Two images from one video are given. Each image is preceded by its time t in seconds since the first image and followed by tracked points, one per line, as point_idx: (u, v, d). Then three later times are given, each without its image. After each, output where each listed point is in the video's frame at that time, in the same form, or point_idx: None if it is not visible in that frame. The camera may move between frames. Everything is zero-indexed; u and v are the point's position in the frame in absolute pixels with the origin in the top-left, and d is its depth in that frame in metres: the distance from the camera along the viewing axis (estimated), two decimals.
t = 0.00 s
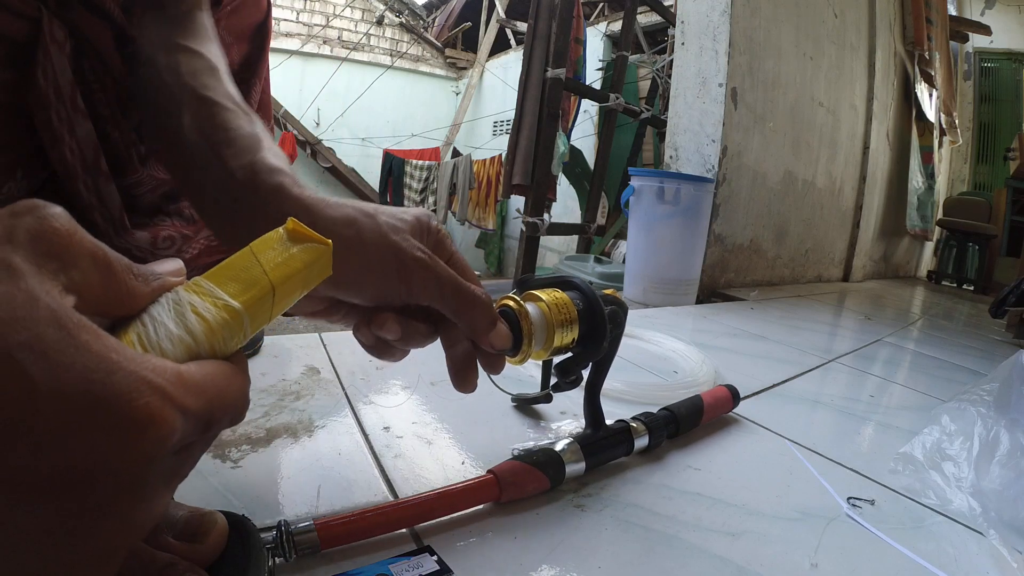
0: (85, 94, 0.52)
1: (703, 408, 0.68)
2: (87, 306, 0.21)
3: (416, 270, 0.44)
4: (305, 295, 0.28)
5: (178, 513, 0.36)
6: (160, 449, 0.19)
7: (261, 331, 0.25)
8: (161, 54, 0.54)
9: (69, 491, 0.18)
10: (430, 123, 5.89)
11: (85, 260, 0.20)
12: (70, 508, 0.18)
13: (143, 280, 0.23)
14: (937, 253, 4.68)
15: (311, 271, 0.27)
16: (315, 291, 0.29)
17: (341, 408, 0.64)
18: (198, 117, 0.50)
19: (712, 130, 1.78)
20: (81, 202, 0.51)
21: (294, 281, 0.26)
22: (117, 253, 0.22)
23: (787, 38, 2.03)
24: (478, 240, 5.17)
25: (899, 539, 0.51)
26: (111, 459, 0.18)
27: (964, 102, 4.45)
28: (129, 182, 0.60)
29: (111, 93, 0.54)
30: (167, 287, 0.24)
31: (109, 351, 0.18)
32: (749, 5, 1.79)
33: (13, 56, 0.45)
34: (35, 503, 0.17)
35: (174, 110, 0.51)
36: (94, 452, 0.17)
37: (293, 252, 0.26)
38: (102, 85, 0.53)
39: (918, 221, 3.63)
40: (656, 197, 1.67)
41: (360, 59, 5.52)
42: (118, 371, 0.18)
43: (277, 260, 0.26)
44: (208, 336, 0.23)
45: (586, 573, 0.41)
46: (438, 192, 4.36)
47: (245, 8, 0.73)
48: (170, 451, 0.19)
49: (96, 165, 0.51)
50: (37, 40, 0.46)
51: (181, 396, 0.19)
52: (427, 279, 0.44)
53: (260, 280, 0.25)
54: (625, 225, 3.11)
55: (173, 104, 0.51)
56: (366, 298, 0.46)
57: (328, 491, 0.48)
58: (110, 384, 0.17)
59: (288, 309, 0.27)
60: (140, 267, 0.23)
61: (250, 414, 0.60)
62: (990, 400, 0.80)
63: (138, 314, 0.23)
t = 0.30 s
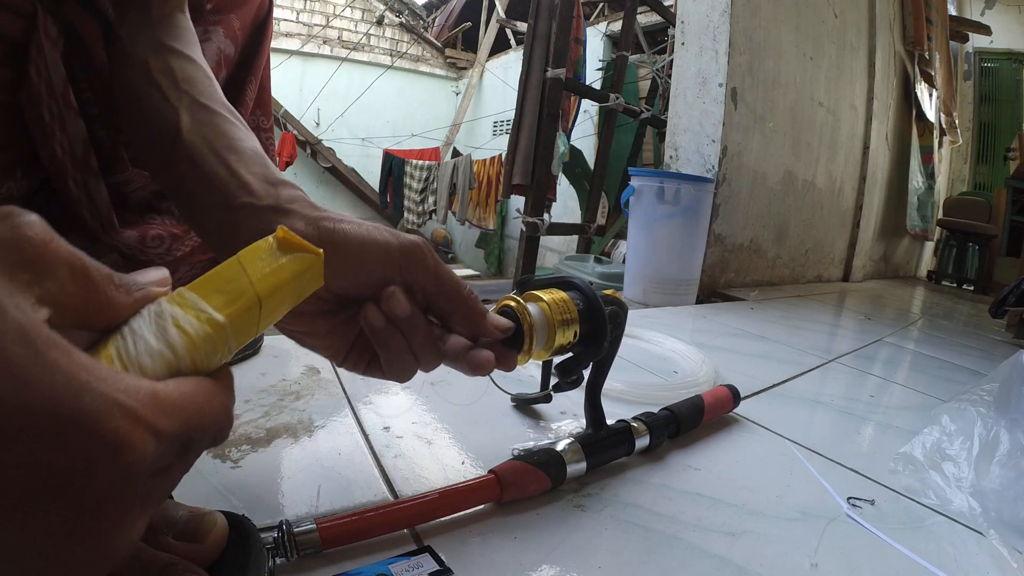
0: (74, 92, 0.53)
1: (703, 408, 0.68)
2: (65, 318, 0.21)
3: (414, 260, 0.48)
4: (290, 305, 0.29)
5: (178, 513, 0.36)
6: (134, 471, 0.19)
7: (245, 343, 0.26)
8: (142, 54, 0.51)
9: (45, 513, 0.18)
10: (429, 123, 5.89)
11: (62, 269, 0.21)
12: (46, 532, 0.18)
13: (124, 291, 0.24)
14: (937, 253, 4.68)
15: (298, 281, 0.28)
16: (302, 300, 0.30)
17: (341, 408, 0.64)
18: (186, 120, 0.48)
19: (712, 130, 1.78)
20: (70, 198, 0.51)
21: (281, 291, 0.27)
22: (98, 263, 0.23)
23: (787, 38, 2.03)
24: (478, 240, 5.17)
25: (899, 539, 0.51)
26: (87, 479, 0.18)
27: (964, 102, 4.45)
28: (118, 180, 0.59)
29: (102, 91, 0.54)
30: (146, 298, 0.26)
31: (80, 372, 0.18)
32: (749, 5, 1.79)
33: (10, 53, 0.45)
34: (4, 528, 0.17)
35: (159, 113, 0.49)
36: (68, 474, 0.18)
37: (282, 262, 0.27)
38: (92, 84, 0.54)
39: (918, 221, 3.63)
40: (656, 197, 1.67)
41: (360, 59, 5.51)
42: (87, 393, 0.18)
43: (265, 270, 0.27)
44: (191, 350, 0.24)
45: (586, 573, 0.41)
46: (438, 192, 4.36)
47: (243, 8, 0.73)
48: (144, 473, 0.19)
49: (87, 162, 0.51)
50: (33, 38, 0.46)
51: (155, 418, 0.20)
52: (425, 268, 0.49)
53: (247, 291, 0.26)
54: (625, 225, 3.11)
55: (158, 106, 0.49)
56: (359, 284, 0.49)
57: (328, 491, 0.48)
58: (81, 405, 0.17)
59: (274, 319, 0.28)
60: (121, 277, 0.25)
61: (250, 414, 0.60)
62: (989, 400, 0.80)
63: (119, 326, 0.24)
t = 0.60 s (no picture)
0: (73, 93, 0.53)
1: (705, 409, 0.68)
2: (63, 320, 0.22)
3: (413, 290, 0.43)
4: (296, 305, 0.29)
5: (178, 513, 0.36)
6: (134, 475, 0.20)
7: (247, 346, 0.27)
8: (139, 57, 0.52)
9: (47, 513, 0.19)
10: (429, 123, 5.89)
11: (57, 273, 0.21)
12: (47, 532, 0.19)
13: (123, 293, 0.24)
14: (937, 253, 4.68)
15: (301, 283, 0.28)
16: (307, 300, 0.30)
17: (341, 408, 0.64)
18: (184, 122, 0.49)
19: (712, 130, 1.78)
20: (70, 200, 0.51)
21: (283, 293, 0.27)
22: (97, 266, 0.23)
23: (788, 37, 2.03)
24: (478, 240, 5.17)
25: (899, 539, 0.51)
26: (85, 482, 0.19)
27: (964, 101, 4.45)
28: (119, 182, 0.59)
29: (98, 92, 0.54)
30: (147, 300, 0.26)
31: (77, 378, 0.19)
32: (749, 5, 1.79)
33: (10, 54, 0.45)
34: (9, 526, 0.18)
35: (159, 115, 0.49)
36: (66, 477, 0.19)
37: (284, 264, 0.27)
38: (90, 85, 0.53)
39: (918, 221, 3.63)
40: (656, 198, 1.67)
41: (360, 59, 5.51)
42: (85, 398, 0.19)
43: (266, 273, 0.27)
44: (189, 352, 0.24)
45: (586, 573, 0.42)
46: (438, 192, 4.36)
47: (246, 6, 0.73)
48: (144, 477, 0.20)
49: (86, 163, 0.51)
50: (31, 39, 0.46)
51: (154, 423, 0.21)
52: (425, 299, 0.44)
53: (248, 293, 0.26)
54: (625, 225, 3.11)
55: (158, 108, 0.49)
56: (363, 319, 0.46)
57: (328, 491, 0.48)
58: (79, 409, 0.19)
59: (278, 320, 0.28)
60: (121, 279, 0.25)
61: (250, 414, 0.60)
62: (989, 400, 0.80)
63: (119, 329, 0.24)
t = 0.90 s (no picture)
0: (72, 92, 0.52)
1: (706, 410, 0.68)
2: (57, 325, 0.22)
3: (414, 294, 0.43)
4: (294, 307, 0.29)
5: (178, 513, 0.36)
6: (125, 482, 0.20)
7: (242, 349, 0.27)
8: (138, 56, 0.52)
9: (37, 521, 0.19)
10: (429, 123, 5.89)
11: (51, 275, 0.21)
12: (37, 542, 0.19)
13: (117, 296, 0.25)
14: (937, 253, 4.68)
15: (298, 285, 0.28)
16: (306, 302, 0.30)
17: (341, 407, 0.64)
18: (184, 120, 0.49)
19: (712, 130, 1.78)
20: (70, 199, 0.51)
21: (280, 296, 0.27)
22: (90, 270, 0.23)
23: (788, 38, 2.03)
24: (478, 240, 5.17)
25: (899, 539, 0.51)
26: (78, 488, 0.19)
27: (964, 102, 4.45)
28: (119, 181, 0.59)
29: (97, 90, 0.54)
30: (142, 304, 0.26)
31: (67, 386, 0.19)
32: (749, 5, 1.79)
33: (9, 53, 0.45)
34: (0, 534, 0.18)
35: (159, 114, 0.49)
36: (57, 484, 0.19)
37: (281, 266, 0.27)
38: (89, 84, 0.53)
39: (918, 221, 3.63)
40: (656, 197, 1.67)
41: (360, 59, 5.51)
42: (75, 405, 0.19)
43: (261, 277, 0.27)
44: (184, 356, 0.24)
45: (586, 573, 0.41)
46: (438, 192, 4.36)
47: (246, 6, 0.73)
48: (135, 484, 0.20)
49: (86, 162, 0.51)
50: (29, 38, 0.46)
51: (144, 429, 0.21)
52: (426, 304, 0.43)
53: (243, 297, 0.26)
54: (624, 225, 3.11)
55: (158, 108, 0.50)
56: (365, 320, 0.46)
57: (328, 491, 0.48)
58: (71, 417, 0.19)
59: (275, 323, 0.28)
60: (115, 282, 0.25)
61: (250, 414, 0.60)
62: (990, 400, 0.80)
63: (112, 332, 0.24)
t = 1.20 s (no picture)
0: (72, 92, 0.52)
1: (705, 409, 0.68)
2: (59, 325, 0.22)
3: (409, 296, 0.43)
4: (293, 308, 0.29)
5: (178, 513, 0.36)
6: (127, 482, 0.20)
7: (242, 350, 0.27)
8: (139, 58, 0.52)
9: (41, 520, 0.19)
10: (429, 123, 5.89)
11: (52, 276, 0.21)
12: (37, 543, 0.19)
13: (118, 296, 0.25)
14: (937, 253, 4.68)
15: (299, 285, 0.28)
16: (306, 302, 0.30)
17: (341, 408, 0.64)
18: (185, 121, 0.49)
19: (712, 130, 1.78)
20: (69, 199, 0.52)
21: (280, 296, 0.27)
22: (91, 270, 0.23)
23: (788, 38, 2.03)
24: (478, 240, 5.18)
25: (898, 538, 0.51)
26: (79, 490, 0.19)
27: (964, 102, 4.45)
28: (118, 181, 0.58)
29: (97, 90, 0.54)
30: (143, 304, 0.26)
31: (69, 385, 0.19)
32: (749, 5, 1.79)
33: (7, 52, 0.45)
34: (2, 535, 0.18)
35: (159, 116, 0.49)
36: (62, 484, 0.19)
37: (280, 266, 0.27)
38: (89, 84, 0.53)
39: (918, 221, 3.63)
40: (656, 197, 1.67)
41: (360, 59, 5.51)
42: (76, 405, 0.19)
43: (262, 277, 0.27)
44: (184, 355, 0.24)
45: (586, 573, 0.42)
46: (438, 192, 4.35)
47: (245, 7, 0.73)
48: (137, 484, 0.20)
49: (85, 163, 0.51)
50: (29, 38, 0.46)
51: (146, 429, 0.21)
52: (421, 306, 0.44)
53: (244, 297, 0.26)
54: (624, 225, 3.11)
55: (158, 111, 0.50)
56: (364, 322, 0.46)
57: (328, 491, 0.48)
58: (72, 419, 0.19)
59: (275, 324, 0.28)
60: (115, 282, 0.25)
61: (250, 414, 0.60)
62: (989, 400, 0.80)
63: (113, 332, 0.24)
